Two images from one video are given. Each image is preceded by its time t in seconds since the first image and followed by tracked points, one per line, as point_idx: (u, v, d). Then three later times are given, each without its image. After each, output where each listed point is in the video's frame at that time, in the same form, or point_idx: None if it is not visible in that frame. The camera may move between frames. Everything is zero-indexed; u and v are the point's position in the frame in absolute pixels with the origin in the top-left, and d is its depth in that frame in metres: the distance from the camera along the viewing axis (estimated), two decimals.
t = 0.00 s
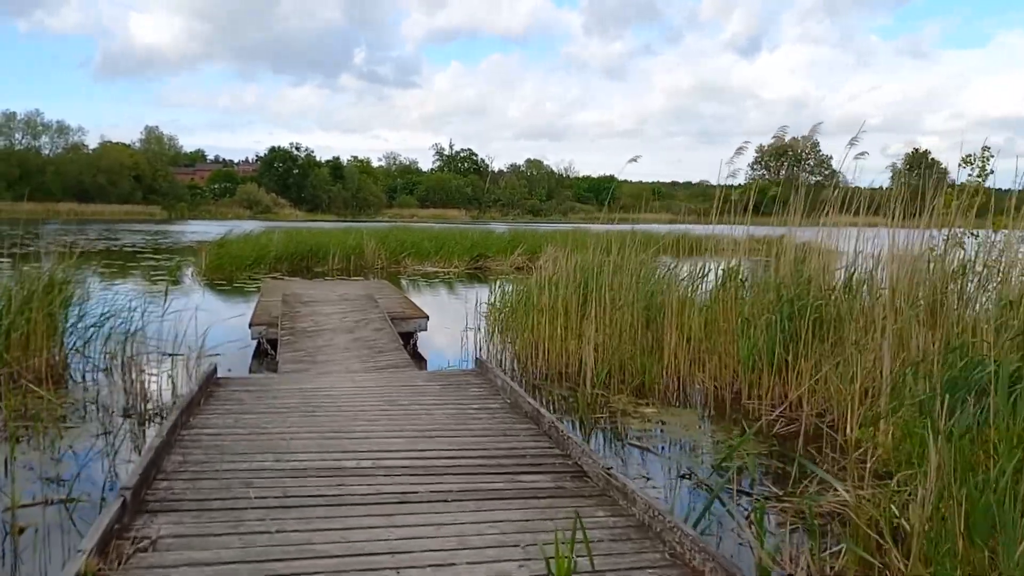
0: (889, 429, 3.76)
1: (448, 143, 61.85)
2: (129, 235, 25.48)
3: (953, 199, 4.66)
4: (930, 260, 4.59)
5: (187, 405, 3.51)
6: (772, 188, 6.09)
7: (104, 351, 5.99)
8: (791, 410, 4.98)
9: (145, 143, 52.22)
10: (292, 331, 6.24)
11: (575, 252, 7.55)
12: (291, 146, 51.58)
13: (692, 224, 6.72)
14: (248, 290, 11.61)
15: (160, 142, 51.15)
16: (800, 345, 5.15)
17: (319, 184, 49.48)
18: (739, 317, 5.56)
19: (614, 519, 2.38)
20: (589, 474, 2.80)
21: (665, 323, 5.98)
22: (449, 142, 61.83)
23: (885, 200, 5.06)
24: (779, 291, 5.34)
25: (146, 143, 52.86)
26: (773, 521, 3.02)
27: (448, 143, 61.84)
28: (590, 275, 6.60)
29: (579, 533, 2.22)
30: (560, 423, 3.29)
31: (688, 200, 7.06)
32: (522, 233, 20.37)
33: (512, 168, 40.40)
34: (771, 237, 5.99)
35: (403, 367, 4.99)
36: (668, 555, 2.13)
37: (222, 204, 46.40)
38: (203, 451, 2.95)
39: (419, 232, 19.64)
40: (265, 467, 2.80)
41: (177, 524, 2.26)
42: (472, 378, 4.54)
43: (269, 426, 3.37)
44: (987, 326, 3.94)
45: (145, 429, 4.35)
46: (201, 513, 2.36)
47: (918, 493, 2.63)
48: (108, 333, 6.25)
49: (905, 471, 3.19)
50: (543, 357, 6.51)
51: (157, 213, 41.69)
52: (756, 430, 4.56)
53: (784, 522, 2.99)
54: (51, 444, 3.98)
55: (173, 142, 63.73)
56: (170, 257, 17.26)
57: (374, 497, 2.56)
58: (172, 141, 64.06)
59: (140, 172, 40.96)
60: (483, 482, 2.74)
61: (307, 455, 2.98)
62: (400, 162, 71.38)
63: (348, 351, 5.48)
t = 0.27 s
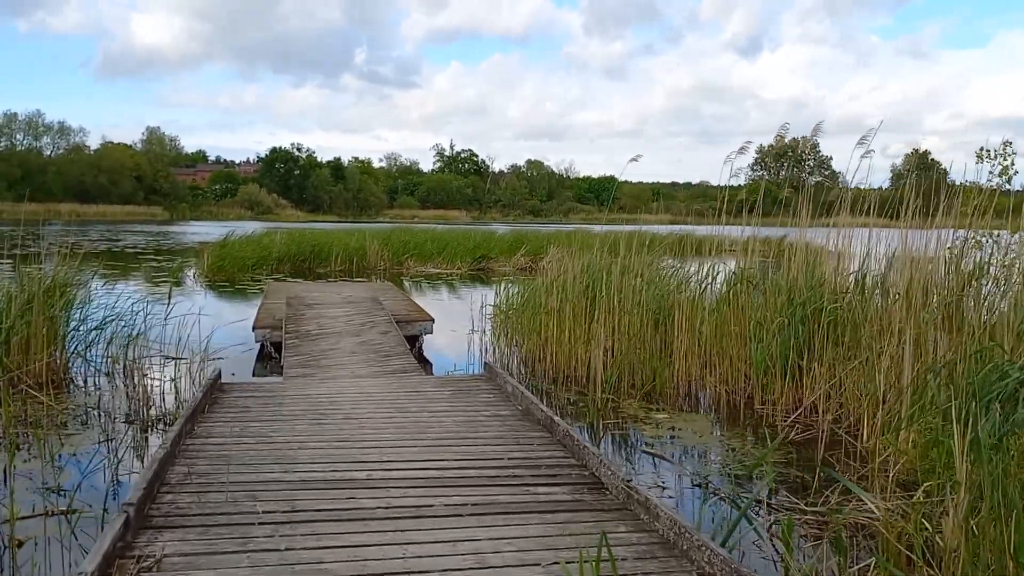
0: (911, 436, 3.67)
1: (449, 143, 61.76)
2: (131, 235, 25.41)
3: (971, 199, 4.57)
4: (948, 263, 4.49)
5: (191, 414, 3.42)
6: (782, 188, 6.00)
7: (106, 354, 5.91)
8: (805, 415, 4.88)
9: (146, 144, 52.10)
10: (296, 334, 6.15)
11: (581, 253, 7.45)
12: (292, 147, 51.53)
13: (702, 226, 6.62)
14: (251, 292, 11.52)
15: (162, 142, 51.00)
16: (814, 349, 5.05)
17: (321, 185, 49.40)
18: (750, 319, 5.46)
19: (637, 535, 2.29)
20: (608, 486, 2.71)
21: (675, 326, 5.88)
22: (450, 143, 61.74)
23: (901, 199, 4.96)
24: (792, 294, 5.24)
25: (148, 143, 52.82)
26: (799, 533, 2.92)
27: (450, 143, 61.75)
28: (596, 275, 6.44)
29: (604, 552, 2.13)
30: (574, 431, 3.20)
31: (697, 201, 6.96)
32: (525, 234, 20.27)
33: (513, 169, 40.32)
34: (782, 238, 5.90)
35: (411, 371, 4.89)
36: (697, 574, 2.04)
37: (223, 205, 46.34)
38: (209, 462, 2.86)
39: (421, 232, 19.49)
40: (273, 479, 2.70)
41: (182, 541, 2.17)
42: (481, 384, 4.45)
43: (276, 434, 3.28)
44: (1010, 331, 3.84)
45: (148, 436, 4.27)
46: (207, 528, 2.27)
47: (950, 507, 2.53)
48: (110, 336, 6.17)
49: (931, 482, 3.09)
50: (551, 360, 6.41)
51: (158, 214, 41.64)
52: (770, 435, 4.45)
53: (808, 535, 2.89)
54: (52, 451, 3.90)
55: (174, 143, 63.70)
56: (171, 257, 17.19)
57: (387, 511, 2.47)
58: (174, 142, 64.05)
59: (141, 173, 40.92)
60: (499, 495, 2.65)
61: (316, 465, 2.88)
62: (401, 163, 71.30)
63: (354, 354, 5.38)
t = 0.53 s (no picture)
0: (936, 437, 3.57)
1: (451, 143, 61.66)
2: (132, 235, 25.33)
3: (993, 196, 4.48)
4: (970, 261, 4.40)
5: (198, 414, 3.33)
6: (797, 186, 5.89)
7: (109, 354, 5.82)
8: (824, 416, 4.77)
9: (147, 143, 52.14)
10: (302, 333, 6.06)
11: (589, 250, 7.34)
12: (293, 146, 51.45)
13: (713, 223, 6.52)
14: (254, 291, 11.43)
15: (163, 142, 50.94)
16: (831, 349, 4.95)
17: (322, 184, 49.31)
18: (765, 318, 5.34)
19: (667, 542, 2.19)
20: (632, 491, 2.61)
21: (688, 326, 5.78)
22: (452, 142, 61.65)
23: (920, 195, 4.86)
24: (808, 292, 5.14)
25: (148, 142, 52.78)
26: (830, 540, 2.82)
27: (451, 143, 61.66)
28: (607, 272, 6.35)
29: (636, 560, 2.04)
30: (592, 432, 3.11)
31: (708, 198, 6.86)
32: (528, 233, 20.17)
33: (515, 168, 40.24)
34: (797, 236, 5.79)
35: (420, 371, 4.79)
36: None
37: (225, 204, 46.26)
38: (218, 464, 2.76)
39: (424, 232, 19.39)
40: (285, 482, 2.61)
41: (192, 547, 2.07)
42: (493, 384, 4.35)
43: (285, 435, 3.18)
44: None
45: (153, 438, 4.18)
46: (219, 534, 2.17)
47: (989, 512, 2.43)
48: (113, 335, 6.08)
49: (962, 485, 3.00)
50: (559, 359, 6.31)
51: (159, 213, 41.56)
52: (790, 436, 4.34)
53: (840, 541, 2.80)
54: (56, 453, 3.81)
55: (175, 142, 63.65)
56: (173, 256, 17.10)
57: (404, 516, 2.37)
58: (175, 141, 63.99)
59: (142, 172, 40.84)
60: (519, 499, 2.55)
61: (328, 468, 2.79)
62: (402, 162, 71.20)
63: (361, 354, 5.29)
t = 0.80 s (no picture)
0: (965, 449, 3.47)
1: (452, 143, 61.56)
2: (133, 235, 25.21)
3: (1017, 198, 4.38)
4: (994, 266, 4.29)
5: (206, 427, 3.23)
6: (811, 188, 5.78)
7: (112, 359, 5.73)
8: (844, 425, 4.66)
9: (147, 143, 52.07)
10: (308, 338, 5.96)
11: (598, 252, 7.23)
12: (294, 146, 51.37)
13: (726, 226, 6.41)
14: (257, 294, 11.33)
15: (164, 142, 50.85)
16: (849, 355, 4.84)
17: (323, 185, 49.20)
18: (781, 324, 5.23)
19: (701, 567, 2.09)
20: (659, 509, 2.51)
21: (701, 330, 5.69)
22: (453, 143, 61.54)
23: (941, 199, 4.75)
24: (824, 298, 5.04)
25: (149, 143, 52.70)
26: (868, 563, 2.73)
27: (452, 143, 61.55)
28: (616, 276, 6.25)
29: None
30: (614, 445, 3.01)
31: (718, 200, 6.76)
32: (531, 234, 20.06)
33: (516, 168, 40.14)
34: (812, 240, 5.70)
35: (431, 378, 4.69)
36: None
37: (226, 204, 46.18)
38: (227, 480, 2.66)
39: (427, 233, 19.28)
40: (297, 501, 2.51)
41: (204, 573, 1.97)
42: (506, 392, 4.25)
43: (296, 449, 3.08)
44: None
45: (158, 448, 4.08)
46: (231, 558, 2.07)
47: None
48: (117, 341, 5.99)
49: (997, 501, 2.90)
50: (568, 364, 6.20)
51: (160, 214, 41.48)
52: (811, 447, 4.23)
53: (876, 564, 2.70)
54: (59, 465, 3.71)
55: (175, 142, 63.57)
56: (175, 257, 17.01)
57: (423, 537, 2.27)
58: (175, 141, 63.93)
59: (143, 172, 40.79)
60: (542, 518, 2.45)
61: (342, 484, 2.69)
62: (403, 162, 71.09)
63: (370, 360, 5.19)
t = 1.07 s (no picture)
0: (988, 455, 3.40)
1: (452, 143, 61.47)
2: (133, 236, 25.15)
3: None
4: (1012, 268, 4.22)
5: (211, 434, 3.16)
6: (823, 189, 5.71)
7: (114, 363, 5.66)
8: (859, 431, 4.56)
9: (147, 143, 52.02)
10: (313, 341, 5.89)
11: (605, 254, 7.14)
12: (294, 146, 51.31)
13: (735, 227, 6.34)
14: (259, 295, 11.26)
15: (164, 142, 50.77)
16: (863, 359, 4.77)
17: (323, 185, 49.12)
18: (793, 327, 5.14)
19: None
20: (682, 522, 2.44)
21: (711, 333, 5.62)
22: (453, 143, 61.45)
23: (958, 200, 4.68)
24: (837, 301, 4.97)
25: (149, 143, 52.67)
26: None
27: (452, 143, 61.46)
28: (624, 278, 6.18)
29: None
30: (631, 454, 2.93)
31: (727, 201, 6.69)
32: (534, 234, 19.97)
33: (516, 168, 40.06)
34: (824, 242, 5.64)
35: (439, 382, 4.62)
36: None
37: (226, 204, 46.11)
38: (235, 491, 2.59)
39: (429, 233, 19.20)
40: (308, 512, 2.43)
41: None
42: (516, 397, 4.18)
43: (305, 457, 3.01)
44: None
45: (162, 455, 4.01)
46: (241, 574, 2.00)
47: None
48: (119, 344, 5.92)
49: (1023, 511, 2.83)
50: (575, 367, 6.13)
51: (160, 214, 41.42)
52: (827, 454, 4.14)
53: None
54: (61, 472, 3.64)
55: (176, 142, 63.53)
56: (176, 258, 16.96)
57: (439, 551, 2.19)
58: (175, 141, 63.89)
59: (143, 172, 40.74)
60: (561, 530, 2.37)
61: (353, 494, 2.61)
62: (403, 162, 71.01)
63: (376, 363, 5.11)
